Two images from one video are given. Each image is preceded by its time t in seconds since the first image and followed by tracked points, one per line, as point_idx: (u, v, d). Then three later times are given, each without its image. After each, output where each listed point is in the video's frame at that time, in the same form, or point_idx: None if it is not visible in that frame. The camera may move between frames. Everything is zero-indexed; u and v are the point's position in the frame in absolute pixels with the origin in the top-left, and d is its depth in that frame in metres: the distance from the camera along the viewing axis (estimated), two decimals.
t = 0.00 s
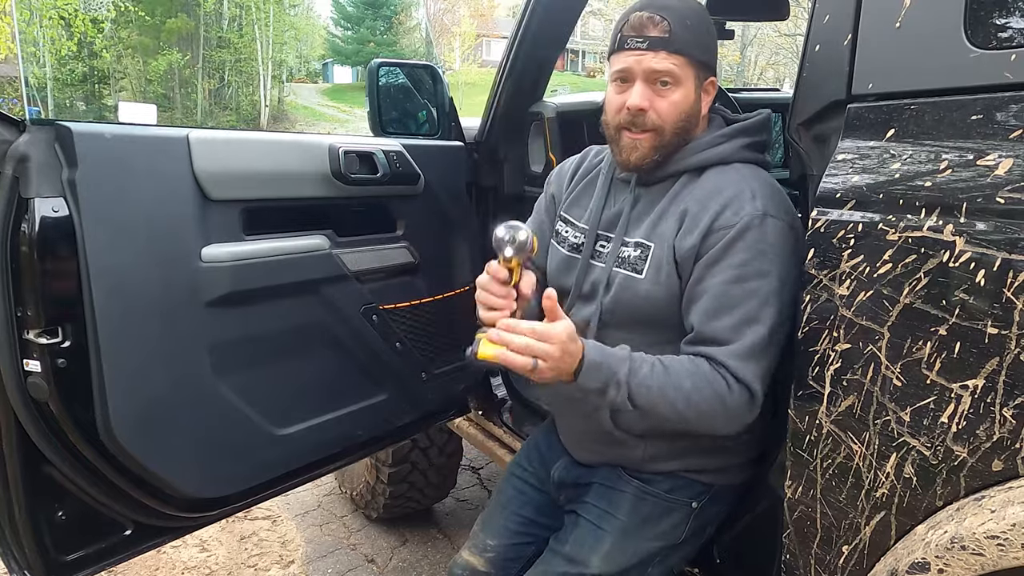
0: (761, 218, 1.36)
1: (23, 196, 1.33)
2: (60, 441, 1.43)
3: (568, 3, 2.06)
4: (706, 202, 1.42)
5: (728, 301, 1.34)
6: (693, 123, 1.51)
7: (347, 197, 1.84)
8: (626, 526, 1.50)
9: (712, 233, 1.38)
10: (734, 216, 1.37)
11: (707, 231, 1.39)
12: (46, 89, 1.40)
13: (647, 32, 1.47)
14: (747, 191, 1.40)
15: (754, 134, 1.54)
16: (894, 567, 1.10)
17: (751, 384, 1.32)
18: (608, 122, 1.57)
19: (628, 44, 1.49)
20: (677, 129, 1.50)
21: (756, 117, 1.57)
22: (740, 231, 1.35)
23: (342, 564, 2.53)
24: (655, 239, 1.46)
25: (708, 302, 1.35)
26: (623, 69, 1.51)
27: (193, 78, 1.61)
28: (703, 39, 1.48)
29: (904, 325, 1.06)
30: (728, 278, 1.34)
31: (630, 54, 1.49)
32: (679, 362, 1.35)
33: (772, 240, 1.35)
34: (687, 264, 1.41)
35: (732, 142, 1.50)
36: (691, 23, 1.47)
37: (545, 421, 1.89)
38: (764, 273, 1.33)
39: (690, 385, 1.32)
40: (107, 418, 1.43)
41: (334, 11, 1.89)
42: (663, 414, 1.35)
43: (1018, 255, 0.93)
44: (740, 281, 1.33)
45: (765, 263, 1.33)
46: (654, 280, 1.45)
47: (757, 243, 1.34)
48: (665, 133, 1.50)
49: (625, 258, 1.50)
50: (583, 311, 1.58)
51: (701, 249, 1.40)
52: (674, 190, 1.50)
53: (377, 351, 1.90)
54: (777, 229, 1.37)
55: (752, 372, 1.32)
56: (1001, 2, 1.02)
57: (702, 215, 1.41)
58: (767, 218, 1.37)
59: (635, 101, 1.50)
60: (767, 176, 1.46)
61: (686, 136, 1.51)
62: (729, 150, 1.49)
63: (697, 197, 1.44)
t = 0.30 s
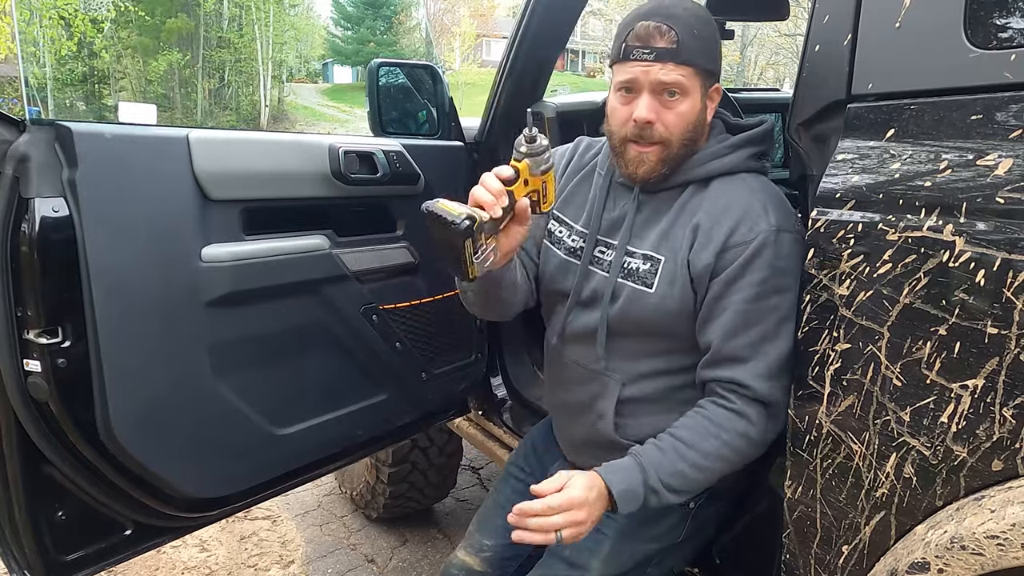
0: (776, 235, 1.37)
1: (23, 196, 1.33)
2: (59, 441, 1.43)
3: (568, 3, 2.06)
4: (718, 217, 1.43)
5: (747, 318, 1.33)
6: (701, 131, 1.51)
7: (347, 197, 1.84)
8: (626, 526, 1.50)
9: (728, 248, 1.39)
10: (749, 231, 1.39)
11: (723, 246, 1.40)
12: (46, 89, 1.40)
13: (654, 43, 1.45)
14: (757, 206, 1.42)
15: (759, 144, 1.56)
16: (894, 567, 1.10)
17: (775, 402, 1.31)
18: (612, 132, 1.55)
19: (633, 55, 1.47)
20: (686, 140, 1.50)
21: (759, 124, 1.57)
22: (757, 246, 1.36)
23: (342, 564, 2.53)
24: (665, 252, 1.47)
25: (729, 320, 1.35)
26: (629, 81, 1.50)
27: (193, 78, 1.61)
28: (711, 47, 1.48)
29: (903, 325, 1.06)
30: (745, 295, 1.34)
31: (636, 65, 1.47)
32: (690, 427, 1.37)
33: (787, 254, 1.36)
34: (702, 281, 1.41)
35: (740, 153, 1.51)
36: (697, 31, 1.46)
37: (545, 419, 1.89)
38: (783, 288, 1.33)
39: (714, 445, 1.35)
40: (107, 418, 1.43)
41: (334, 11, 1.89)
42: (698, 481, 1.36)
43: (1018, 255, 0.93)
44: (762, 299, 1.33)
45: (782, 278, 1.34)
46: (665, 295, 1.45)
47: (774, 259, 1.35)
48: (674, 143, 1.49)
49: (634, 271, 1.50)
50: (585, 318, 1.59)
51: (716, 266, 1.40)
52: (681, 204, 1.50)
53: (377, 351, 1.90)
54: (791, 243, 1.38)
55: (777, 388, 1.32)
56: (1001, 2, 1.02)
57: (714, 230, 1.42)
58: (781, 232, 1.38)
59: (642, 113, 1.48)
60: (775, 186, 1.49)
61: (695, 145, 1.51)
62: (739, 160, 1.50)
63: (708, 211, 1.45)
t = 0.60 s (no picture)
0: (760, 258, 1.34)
1: (23, 196, 1.33)
2: (59, 440, 1.43)
3: (568, 3, 2.05)
4: (701, 237, 1.41)
5: (726, 343, 1.34)
6: (695, 147, 1.48)
7: (347, 197, 1.84)
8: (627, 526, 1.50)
9: (710, 271, 1.37)
10: (732, 254, 1.36)
11: (704, 268, 1.38)
12: (46, 89, 1.40)
13: (640, 59, 1.43)
14: (745, 226, 1.39)
15: (755, 160, 1.52)
16: (894, 567, 1.10)
17: (750, 426, 1.32)
18: (605, 148, 1.54)
19: (619, 72, 1.45)
20: (679, 157, 1.47)
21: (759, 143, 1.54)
22: (739, 270, 1.34)
23: (342, 564, 2.53)
24: (646, 268, 1.46)
25: (708, 345, 1.35)
26: (617, 98, 1.48)
27: (193, 79, 1.60)
28: (700, 60, 1.45)
29: (903, 325, 1.06)
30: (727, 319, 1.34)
31: (622, 82, 1.46)
32: (663, 426, 1.39)
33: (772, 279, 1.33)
34: (682, 302, 1.40)
35: (731, 171, 1.48)
36: (686, 44, 1.44)
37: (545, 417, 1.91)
38: (766, 313, 1.32)
39: (683, 451, 1.36)
40: (107, 418, 1.43)
41: (334, 11, 1.89)
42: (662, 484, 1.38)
43: (1018, 255, 0.93)
44: (741, 323, 1.33)
45: (765, 302, 1.32)
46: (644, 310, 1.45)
47: (757, 283, 1.33)
48: (666, 161, 1.47)
49: (615, 282, 1.50)
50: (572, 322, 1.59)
51: (698, 286, 1.38)
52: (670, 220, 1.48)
53: (377, 351, 1.90)
54: (778, 265, 1.35)
55: (753, 412, 1.32)
56: (1001, 2, 1.02)
57: (697, 251, 1.40)
58: (768, 255, 1.35)
59: (631, 130, 1.47)
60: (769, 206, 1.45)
61: (688, 161, 1.49)
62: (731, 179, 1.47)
63: (691, 231, 1.43)
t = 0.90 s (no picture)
0: (749, 267, 1.34)
1: (23, 196, 1.33)
2: (59, 440, 1.43)
3: (568, 2, 2.05)
4: (690, 248, 1.39)
5: (708, 352, 1.34)
6: (676, 157, 1.47)
7: (347, 197, 1.84)
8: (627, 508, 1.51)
9: (700, 280, 1.36)
10: (722, 263, 1.35)
11: (694, 277, 1.37)
12: (46, 89, 1.40)
13: (615, 75, 1.42)
14: (733, 235, 1.38)
15: (743, 165, 1.51)
16: (894, 567, 1.10)
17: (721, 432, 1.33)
18: (586, 163, 1.53)
19: (595, 88, 1.44)
20: (661, 169, 1.46)
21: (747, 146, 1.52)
22: (727, 279, 1.33)
23: (342, 564, 2.53)
24: (637, 278, 1.46)
25: (691, 352, 1.36)
26: (593, 114, 1.47)
27: (193, 79, 1.60)
28: (678, 70, 1.43)
29: (903, 325, 1.06)
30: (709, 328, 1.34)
31: (598, 99, 1.44)
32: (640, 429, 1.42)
33: (760, 290, 1.33)
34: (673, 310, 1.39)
35: (719, 179, 1.47)
36: (661, 55, 1.42)
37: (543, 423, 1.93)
38: (750, 323, 1.32)
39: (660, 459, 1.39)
40: (107, 418, 1.43)
41: (334, 11, 1.89)
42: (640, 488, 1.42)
43: (1017, 255, 0.93)
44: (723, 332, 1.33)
45: (751, 312, 1.32)
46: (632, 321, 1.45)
47: (744, 293, 1.33)
48: (647, 173, 1.46)
49: (607, 294, 1.51)
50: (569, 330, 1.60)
51: (687, 295, 1.38)
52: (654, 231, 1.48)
53: (377, 351, 1.90)
54: (765, 275, 1.35)
55: (733, 420, 1.33)
56: (1001, 2, 1.02)
57: (687, 260, 1.38)
58: (756, 264, 1.35)
59: (611, 145, 1.46)
60: (758, 216, 1.44)
61: (671, 172, 1.47)
62: (719, 187, 1.46)
63: (682, 240, 1.42)
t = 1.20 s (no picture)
0: (715, 259, 1.33)
1: (23, 196, 1.33)
2: (59, 440, 1.43)
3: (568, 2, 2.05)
4: (663, 241, 1.40)
5: (669, 343, 1.34)
6: (649, 159, 1.47)
7: (347, 197, 1.84)
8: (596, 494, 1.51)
9: (668, 272, 1.37)
10: (688, 257, 1.35)
11: (663, 270, 1.38)
12: (46, 89, 1.40)
13: (583, 77, 1.42)
14: (705, 229, 1.37)
15: (722, 159, 1.49)
16: (894, 567, 1.10)
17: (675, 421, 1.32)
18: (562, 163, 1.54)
19: (565, 91, 1.45)
20: (631, 172, 1.46)
21: (726, 143, 1.51)
22: (692, 271, 1.33)
23: (342, 564, 2.53)
24: (615, 277, 1.46)
25: (652, 343, 1.37)
26: (564, 115, 1.48)
27: (193, 79, 1.60)
28: (649, 71, 1.43)
29: (903, 325, 1.06)
30: (670, 320, 1.34)
31: (568, 101, 1.45)
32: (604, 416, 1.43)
33: (725, 283, 1.32)
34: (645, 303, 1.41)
35: (696, 175, 1.46)
36: (630, 57, 1.41)
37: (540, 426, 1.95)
38: (712, 315, 1.31)
39: (615, 455, 1.39)
40: (107, 418, 1.43)
41: (334, 11, 1.90)
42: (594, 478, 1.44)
43: (1018, 255, 0.93)
44: (684, 323, 1.33)
45: (714, 304, 1.31)
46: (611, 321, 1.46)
47: (707, 285, 1.32)
48: (617, 175, 1.46)
49: (589, 293, 1.51)
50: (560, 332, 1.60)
51: (658, 288, 1.38)
52: (633, 228, 1.48)
53: (377, 351, 1.90)
54: (737, 268, 1.33)
55: (687, 412, 1.32)
56: (1001, 2, 1.02)
57: (658, 254, 1.39)
58: (723, 257, 1.33)
59: (582, 147, 1.47)
60: (740, 217, 1.41)
61: (643, 174, 1.47)
62: (696, 184, 1.45)
63: (655, 235, 1.42)
